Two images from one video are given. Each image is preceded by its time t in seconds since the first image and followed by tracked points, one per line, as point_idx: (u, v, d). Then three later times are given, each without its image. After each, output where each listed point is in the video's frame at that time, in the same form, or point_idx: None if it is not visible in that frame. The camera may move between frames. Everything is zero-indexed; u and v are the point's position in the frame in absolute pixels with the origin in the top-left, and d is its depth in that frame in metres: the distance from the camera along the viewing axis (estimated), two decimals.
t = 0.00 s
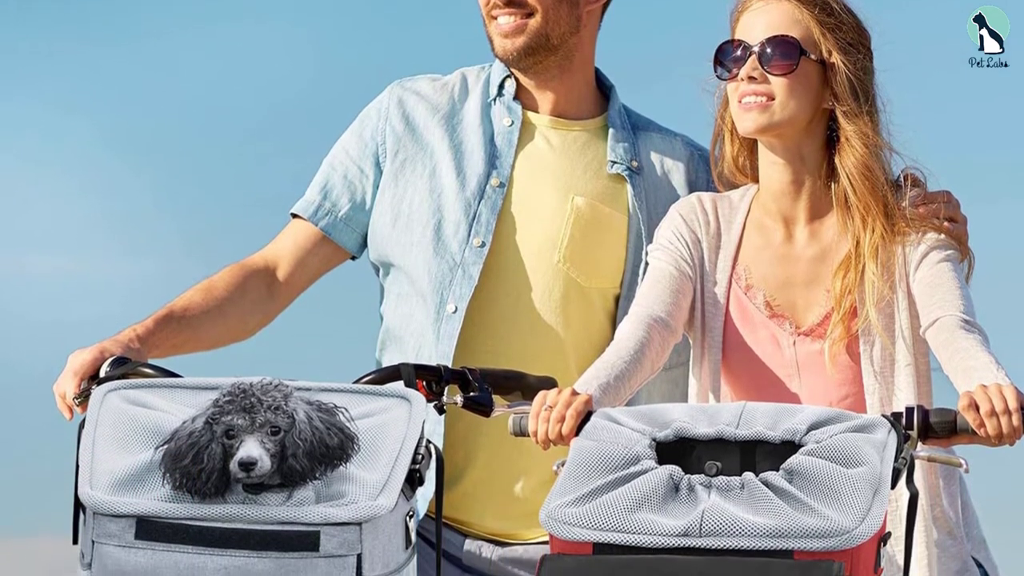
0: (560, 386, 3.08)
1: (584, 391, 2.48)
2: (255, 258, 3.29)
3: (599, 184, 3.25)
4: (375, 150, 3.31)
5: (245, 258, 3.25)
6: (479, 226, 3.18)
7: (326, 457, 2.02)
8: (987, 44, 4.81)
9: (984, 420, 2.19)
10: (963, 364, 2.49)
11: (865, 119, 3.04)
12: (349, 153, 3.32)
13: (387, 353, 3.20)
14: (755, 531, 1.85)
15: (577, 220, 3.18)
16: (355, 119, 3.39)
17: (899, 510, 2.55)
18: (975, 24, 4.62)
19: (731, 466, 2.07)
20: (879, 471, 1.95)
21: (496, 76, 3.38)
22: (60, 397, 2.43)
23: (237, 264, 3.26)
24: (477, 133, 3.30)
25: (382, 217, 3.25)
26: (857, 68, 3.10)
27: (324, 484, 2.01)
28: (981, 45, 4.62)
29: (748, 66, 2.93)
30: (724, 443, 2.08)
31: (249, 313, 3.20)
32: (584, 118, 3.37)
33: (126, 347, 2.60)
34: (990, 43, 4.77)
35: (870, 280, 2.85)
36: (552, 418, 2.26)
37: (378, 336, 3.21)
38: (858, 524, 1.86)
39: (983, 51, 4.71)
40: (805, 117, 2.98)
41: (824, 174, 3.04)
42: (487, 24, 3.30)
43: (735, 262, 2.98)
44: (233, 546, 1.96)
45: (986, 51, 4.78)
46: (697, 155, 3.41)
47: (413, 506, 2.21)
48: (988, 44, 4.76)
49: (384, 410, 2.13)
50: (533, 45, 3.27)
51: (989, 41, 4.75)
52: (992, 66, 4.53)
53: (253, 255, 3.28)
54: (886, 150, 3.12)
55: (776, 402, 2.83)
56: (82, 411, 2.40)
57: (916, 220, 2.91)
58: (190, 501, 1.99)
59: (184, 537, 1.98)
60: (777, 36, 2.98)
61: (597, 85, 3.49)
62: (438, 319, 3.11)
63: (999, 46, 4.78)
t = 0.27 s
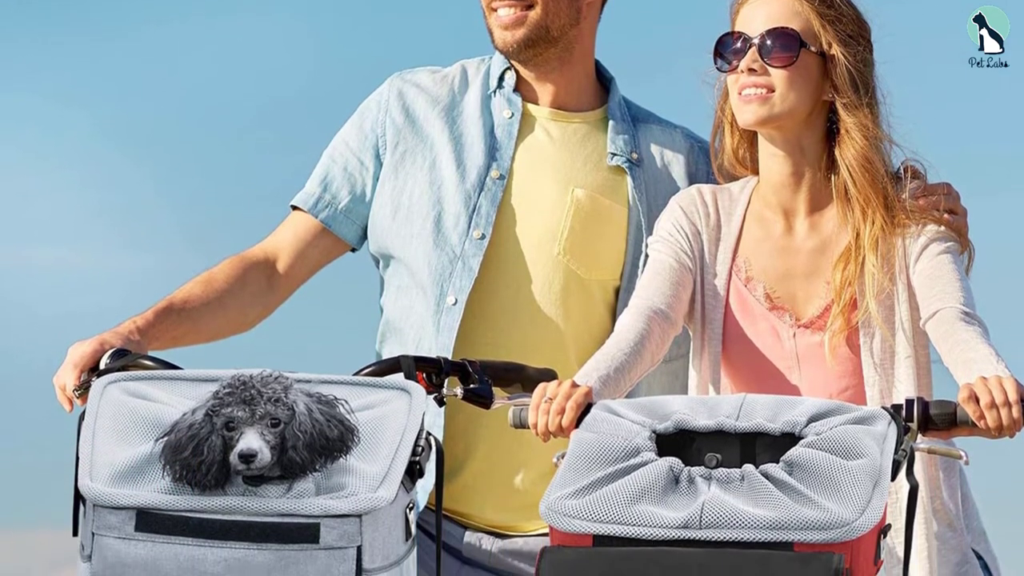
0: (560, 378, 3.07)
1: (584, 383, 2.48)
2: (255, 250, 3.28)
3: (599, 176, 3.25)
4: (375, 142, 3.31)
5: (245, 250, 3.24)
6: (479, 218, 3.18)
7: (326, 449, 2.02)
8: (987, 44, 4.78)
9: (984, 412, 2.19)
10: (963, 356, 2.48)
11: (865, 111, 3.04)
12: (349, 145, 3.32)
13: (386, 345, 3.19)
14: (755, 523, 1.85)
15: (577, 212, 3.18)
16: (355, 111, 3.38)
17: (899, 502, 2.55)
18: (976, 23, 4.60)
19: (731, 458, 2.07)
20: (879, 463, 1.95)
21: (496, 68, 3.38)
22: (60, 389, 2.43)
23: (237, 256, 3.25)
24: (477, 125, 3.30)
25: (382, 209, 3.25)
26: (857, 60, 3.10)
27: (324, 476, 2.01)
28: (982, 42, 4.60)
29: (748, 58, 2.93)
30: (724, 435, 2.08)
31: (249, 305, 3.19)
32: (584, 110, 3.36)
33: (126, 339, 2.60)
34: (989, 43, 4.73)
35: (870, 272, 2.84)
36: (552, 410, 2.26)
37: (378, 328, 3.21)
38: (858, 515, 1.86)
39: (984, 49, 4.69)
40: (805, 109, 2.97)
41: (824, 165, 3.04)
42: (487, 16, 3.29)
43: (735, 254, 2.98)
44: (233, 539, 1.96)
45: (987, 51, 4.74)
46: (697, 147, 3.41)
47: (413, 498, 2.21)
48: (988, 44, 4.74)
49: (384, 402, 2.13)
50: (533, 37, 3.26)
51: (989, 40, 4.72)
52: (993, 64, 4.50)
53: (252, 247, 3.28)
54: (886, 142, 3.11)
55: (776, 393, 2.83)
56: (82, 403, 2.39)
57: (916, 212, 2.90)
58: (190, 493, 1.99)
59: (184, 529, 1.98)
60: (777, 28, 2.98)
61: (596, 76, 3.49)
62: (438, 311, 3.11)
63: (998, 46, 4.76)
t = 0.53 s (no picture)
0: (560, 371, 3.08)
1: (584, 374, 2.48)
2: (255, 242, 3.28)
3: (599, 167, 3.25)
4: (375, 133, 3.30)
5: (245, 241, 3.24)
6: (479, 210, 3.18)
7: (326, 440, 2.01)
8: (987, 44, 4.75)
9: (984, 404, 2.19)
10: (963, 348, 2.48)
11: (866, 103, 3.03)
12: (349, 137, 3.31)
13: (386, 337, 3.19)
14: (756, 515, 1.85)
15: (577, 204, 3.18)
16: (355, 103, 3.38)
17: (899, 494, 2.55)
18: (976, 22, 4.56)
19: (731, 450, 2.07)
20: (879, 455, 1.94)
21: (496, 59, 3.37)
22: (60, 380, 2.43)
23: (237, 248, 3.25)
24: (477, 116, 3.30)
25: (382, 200, 3.24)
26: (857, 51, 3.09)
27: (324, 468, 2.01)
28: (984, 40, 4.58)
29: (748, 49, 2.92)
30: (724, 427, 2.08)
31: (249, 297, 3.19)
32: (584, 102, 3.36)
33: (127, 330, 2.59)
34: (988, 43, 4.70)
35: (870, 264, 2.84)
36: (552, 402, 2.26)
37: (378, 320, 3.21)
38: (858, 507, 1.86)
39: (985, 48, 4.66)
40: (805, 101, 2.97)
41: (824, 157, 3.04)
42: (487, 7, 3.28)
43: (735, 246, 2.98)
44: (233, 530, 1.96)
45: (987, 50, 4.70)
46: (697, 138, 3.41)
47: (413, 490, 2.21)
48: (988, 44, 4.71)
49: (384, 393, 2.13)
50: (533, 28, 3.25)
51: (988, 39, 4.69)
52: (993, 61, 4.48)
53: (252, 239, 3.28)
54: (886, 134, 3.11)
55: (777, 385, 2.84)
56: (83, 394, 2.39)
57: (916, 204, 2.90)
58: (190, 485, 1.99)
59: (184, 520, 1.98)
60: (777, 19, 2.96)
61: (596, 68, 3.48)
62: (438, 303, 3.11)
63: (999, 46, 4.72)
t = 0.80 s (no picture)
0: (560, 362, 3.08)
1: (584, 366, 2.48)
2: (255, 233, 3.28)
3: (599, 159, 3.25)
4: (375, 125, 3.30)
5: (245, 233, 3.24)
6: (479, 201, 3.17)
7: (326, 432, 2.02)
8: (986, 44, 4.70)
9: (983, 395, 2.18)
10: (963, 340, 2.48)
11: (866, 94, 3.03)
12: (349, 128, 3.31)
13: (387, 328, 3.19)
14: (755, 506, 1.85)
15: (577, 195, 3.17)
16: (355, 94, 3.37)
17: (899, 486, 2.54)
18: (977, 22, 4.53)
19: (731, 442, 2.07)
20: (879, 446, 1.94)
21: (496, 51, 3.37)
22: (60, 372, 2.42)
23: (237, 239, 3.25)
24: (477, 108, 3.29)
25: (382, 192, 3.24)
26: (857, 43, 3.08)
27: (324, 459, 2.01)
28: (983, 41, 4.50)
29: (748, 41, 2.91)
30: (724, 419, 2.08)
31: (249, 288, 3.19)
32: (584, 93, 3.36)
33: (127, 322, 2.59)
34: (988, 43, 4.66)
35: (870, 255, 2.83)
36: (552, 393, 2.26)
37: (378, 311, 3.21)
38: (858, 499, 1.86)
39: (985, 48, 4.62)
40: (805, 92, 2.96)
41: (824, 149, 3.03)
42: None
43: (735, 237, 2.97)
44: (233, 522, 1.96)
45: (987, 51, 4.66)
46: (698, 130, 3.40)
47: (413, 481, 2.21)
48: (987, 44, 4.67)
49: (384, 384, 2.13)
50: (533, 20, 3.23)
51: (988, 39, 4.65)
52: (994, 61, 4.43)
53: (252, 231, 3.28)
54: (887, 126, 3.10)
55: (777, 376, 2.83)
56: (83, 386, 2.39)
57: (916, 195, 2.89)
58: (190, 476, 1.99)
59: (184, 512, 1.98)
60: (777, 10, 2.95)
61: (596, 59, 3.47)
62: (438, 294, 3.11)
63: (999, 47, 4.68)
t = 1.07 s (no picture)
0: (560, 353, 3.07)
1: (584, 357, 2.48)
2: (255, 224, 3.27)
3: (599, 150, 3.24)
4: (375, 116, 3.29)
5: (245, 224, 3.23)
6: (479, 192, 3.17)
7: (326, 423, 2.02)
8: (986, 43, 4.68)
9: (984, 385, 2.18)
10: (963, 331, 2.47)
11: (866, 85, 3.02)
12: (349, 119, 3.30)
13: (387, 319, 3.19)
14: (755, 497, 1.85)
15: (577, 186, 3.17)
16: (355, 85, 3.37)
17: (899, 477, 2.54)
18: (977, 21, 4.50)
19: (731, 433, 2.06)
20: (879, 437, 1.94)
21: (496, 42, 3.36)
22: (60, 363, 2.42)
23: (237, 230, 3.24)
24: (477, 99, 3.29)
25: (382, 183, 3.24)
26: (857, 34, 3.08)
27: (324, 450, 2.01)
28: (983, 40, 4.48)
29: (749, 32, 2.91)
30: (723, 410, 2.08)
31: (249, 279, 3.19)
32: (584, 84, 3.35)
33: (127, 313, 2.59)
34: (988, 43, 4.63)
35: (870, 246, 2.83)
36: (552, 384, 2.26)
37: (378, 302, 3.21)
38: (858, 490, 1.86)
39: (985, 47, 4.60)
40: (805, 84, 2.96)
41: (824, 140, 3.03)
42: None
43: (735, 228, 2.97)
44: (233, 513, 1.96)
45: (987, 50, 4.64)
46: (698, 121, 3.39)
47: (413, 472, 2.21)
48: (987, 44, 4.64)
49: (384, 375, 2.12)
50: (533, 11, 3.23)
51: (988, 39, 4.63)
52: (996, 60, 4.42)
53: (252, 221, 3.27)
54: (886, 117, 3.10)
55: (777, 367, 2.83)
56: (83, 377, 2.39)
57: (916, 186, 2.89)
58: (190, 467, 1.99)
59: (184, 503, 1.98)
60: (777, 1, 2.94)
61: (596, 50, 3.47)
62: (438, 285, 3.11)
63: (998, 47, 4.65)
